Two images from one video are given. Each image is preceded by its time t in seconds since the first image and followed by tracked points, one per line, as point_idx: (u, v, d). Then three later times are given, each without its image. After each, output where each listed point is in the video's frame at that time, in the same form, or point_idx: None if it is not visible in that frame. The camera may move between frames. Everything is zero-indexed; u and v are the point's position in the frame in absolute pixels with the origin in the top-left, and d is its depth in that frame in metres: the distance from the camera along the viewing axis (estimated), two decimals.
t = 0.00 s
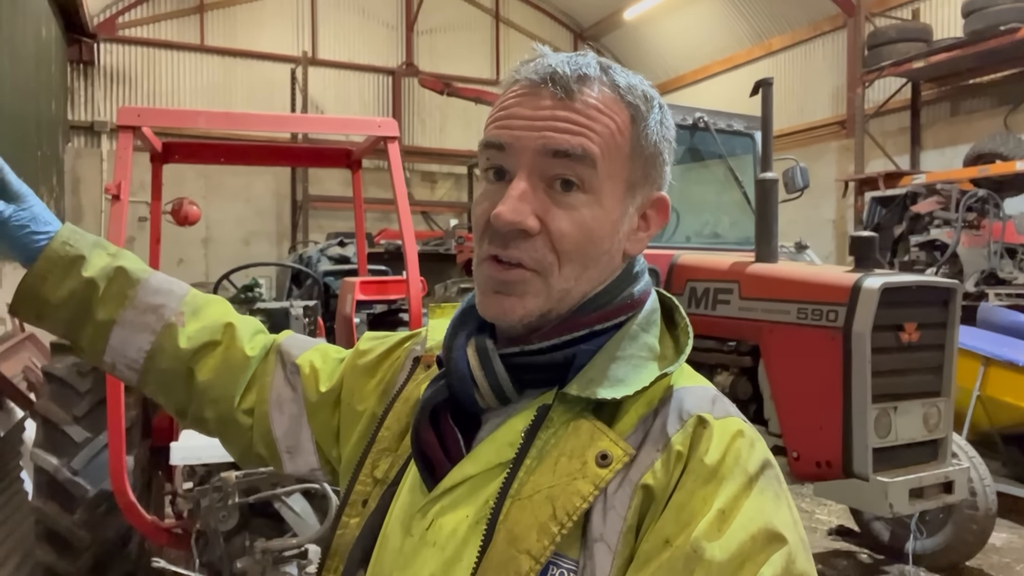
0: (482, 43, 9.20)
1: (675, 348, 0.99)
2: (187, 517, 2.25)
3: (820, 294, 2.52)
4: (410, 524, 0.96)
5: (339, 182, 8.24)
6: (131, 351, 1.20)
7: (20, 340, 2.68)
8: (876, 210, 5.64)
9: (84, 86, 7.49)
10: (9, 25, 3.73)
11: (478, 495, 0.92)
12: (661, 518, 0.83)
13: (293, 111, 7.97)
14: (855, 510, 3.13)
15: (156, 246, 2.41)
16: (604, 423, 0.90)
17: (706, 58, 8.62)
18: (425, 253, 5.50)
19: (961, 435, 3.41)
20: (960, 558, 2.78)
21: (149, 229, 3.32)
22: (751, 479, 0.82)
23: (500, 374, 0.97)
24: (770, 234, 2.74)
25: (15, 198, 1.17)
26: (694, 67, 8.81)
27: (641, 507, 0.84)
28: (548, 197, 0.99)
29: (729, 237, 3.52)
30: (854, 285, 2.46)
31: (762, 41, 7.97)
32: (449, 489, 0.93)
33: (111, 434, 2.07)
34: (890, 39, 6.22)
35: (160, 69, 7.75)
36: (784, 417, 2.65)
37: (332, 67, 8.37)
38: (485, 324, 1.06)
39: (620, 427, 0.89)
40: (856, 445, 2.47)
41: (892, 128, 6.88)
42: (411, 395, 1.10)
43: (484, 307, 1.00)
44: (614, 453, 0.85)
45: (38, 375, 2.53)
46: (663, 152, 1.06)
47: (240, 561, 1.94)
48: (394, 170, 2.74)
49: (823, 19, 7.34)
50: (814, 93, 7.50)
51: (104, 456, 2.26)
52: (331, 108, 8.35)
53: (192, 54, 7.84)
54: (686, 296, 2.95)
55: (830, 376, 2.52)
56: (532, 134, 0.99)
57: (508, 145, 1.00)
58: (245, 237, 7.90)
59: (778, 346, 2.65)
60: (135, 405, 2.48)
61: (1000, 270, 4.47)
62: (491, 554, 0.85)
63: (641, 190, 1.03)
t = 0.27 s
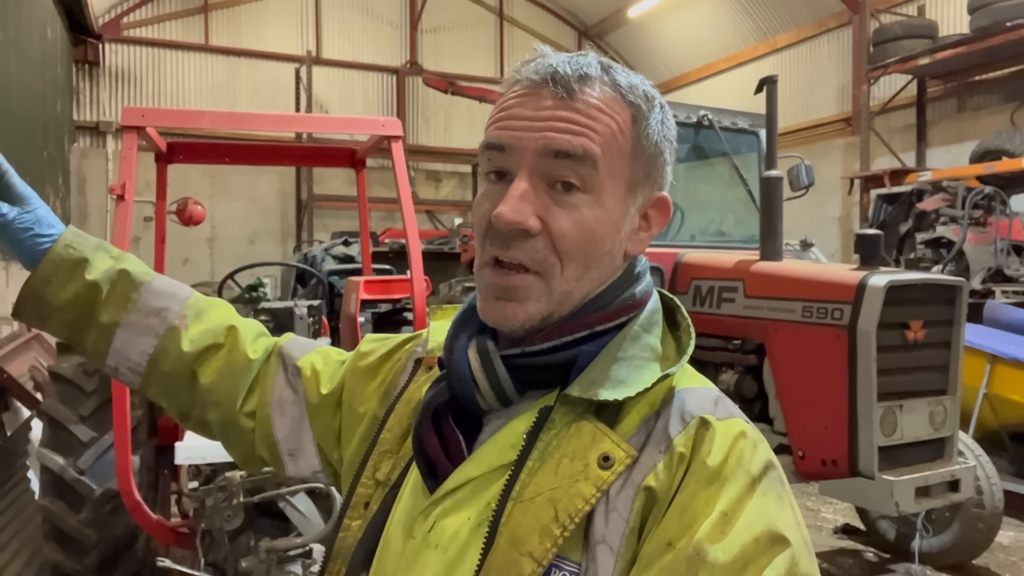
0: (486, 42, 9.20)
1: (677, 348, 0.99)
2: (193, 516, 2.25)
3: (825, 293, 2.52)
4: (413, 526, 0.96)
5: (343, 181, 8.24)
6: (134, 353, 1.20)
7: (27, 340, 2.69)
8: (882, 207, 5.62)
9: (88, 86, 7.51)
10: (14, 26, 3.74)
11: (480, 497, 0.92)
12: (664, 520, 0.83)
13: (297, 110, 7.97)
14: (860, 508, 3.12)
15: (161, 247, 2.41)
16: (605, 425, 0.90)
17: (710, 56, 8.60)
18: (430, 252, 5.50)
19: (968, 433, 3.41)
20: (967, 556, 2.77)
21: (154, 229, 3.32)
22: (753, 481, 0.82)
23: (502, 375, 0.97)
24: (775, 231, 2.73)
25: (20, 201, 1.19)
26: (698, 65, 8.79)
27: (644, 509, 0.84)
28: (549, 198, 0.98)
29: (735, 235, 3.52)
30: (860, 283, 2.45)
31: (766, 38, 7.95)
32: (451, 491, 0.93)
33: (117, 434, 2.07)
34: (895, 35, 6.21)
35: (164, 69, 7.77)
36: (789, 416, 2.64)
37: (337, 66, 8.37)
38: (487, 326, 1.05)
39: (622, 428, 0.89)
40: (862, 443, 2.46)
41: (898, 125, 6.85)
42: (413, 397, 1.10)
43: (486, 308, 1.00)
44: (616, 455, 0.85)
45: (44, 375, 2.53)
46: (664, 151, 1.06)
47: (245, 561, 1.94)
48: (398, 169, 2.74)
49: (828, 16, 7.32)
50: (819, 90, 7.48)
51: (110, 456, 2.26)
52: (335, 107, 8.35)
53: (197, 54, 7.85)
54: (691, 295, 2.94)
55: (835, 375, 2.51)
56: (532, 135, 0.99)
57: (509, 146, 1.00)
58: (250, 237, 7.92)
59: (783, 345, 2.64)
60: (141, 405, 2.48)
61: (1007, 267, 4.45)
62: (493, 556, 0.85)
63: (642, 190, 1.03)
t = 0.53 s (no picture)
0: (489, 42, 9.20)
1: (678, 348, 0.99)
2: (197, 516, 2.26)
3: (828, 292, 2.51)
4: (415, 527, 0.96)
5: (346, 181, 8.24)
6: (137, 354, 1.20)
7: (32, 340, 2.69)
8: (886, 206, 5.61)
9: (93, 87, 7.53)
10: (19, 27, 3.76)
11: (482, 498, 0.92)
12: (666, 521, 0.82)
13: (301, 111, 7.98)
14: (864, 508, 3.12)
15: (165, 247, 2.41)
16: (607, 425, 0.90)
17: (714, 55, 8.59)
18: (434, 252, 5.51)
19: (973, 432, 3.40)
20: (972, 556, 2.76)
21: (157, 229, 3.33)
22: (756, 481, 0.82)
23: (503, 376, 0.97)
24: (778, 231, 2.73)
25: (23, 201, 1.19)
26: (702, 64, 8.79)
27: (646, 510, 0.84)
28: (548, 197, 0.98)
29: (738, 234, 3.52)
30: (863, 282, 2.44)
31: (770, 37, 7.94)
32: (453, 492, 0.93)
33: (121, 433, 2.07)
34: (898, 34, 6.19)
35: (168, 70, 7.79)
36: (792, 416, 2.64)
37: (340, 67, 8.38)
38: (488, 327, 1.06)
39: (624, 428, 0.89)
40: (865, 442, 2.46)
41: (902, 123, 6.84)
42: (414, 398, 1.10)
43: (487, 309, 1.00)
44: (618, 455, 0.85)
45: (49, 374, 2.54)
46: (664, 150, 1.05)
47: (249, 560, 1.94)
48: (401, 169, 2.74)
49: (831, 15, 7.31)
50: (823, 89, 7.47)
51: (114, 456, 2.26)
52: (338, 108, 8.36)
53: (201, 55, 7.87)
54: (694, 294, 2.93)
55: (839, 375, 2.51)
56: (531, 134, 0.99)
57: (507, 146, 1.00)
58: (254, 237, 7.93)
59: (787, 344, 2.63)
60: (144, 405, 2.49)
61: (1012, 266, 4.44)
62: (495, 557, 0.84)
63: (642, 188, 1.03)
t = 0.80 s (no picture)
0: (490, 43, 9.21)
1: (678, 345, 0.99)
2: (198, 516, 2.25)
3: (830, 292, 2.51)
4: (415, 526, 0.96)
5: (347, 182, 8.25)
6: (147, 353, 1.18)
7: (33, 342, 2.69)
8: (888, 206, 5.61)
9: (94, 88, 7.53)
10: (20, 27, 3.75)
11: (483, 496, 0.92)
12: (667, 519, 0.82)
13: (302, 112, 7.99)
14: (867, 508, 3.11)
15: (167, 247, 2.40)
16: (608, 424, 0.90)
17: (715, 55, 8.59)
18: (435, 253, 5.51)
19: (975, 432, 3.39)
20: (974, 556, 2.76)
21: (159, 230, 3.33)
22: (758, 479, 0.82)
23: (504, 373, 0.96)
24: (780, 230, 2.72)
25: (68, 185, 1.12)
26: (703, 64, 8.79)
27: (647, 507, 0.84)
28: (545, 195, 0.98)
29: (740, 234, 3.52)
30: (865, 282, 2.44)
31: (771, 37, 7.95)
32: (454, 490, 0.93)
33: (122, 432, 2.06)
34: (900, 34, 6.19)
35: (169, 71, 7.79)
36: (795, 416, 2.64)
37: (341, 68, 8.39)
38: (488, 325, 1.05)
39: (625, 426, 0.89)
40: (868, 443, 2.45)
41: (903, 124, 6.84)
42: (415, 397, 1.10)
43: (485, 307, 0.99)
44: (619, 453, 0.85)
45: (50, 375, 2.53)
46: (662, 146, 1.05)
47: (251, 560, 1.94)
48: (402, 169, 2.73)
49: (832, 15, 7.32)
50: (824, 89, 7.47)
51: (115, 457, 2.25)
52: (339, 109, 8.36)
53: (202, 56, 7.87)
54: (696, 294, 2.94)
55: (841, 375, 2.50)
56: (528, 131, 0.99)
57: (504, 144, 1.00)
58: (255, 238, 7.94)
59: (789, 345, 2.63)
60: (146, 405, 2.48)
61: (1013, 266, 4.44)
62: (496, 556, 0.84)
63: (639, 184, 1.03)
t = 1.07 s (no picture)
0: (492, 46, 9.23)
1: (675, 342, 0.99)
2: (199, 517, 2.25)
3: (830, 293, 2.51)
4: (412, 523, 0.96)
5: (349, 185, 8.26)
6: (172, 348, 1.20)
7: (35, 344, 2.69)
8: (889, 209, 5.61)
9: (97, 92, 7.56)
10: (23, 31, 3.76)
11: (480, 493, 0.92)
12: (664, 515, 0.82)
13: (304, 115, 8.00)
14: (868, 512, 3.11)
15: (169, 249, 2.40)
16: (606, 420, 0.90)
17: (716, 59, 8.60)
18: (437, 256, 5.51)
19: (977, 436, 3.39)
20: (977, 559, 2.75)
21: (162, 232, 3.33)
22: (754, 474, 0.82)
23: (500, 370, 0.97)
24: (781, 233, 2.72)
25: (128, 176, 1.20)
26: (704, 68, 8.80)
27: (644, 504, 0.84)
28: (540, 191, 0.98)
29: (741, 238, 3.52)
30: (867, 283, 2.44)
31: (772, 41, 7.96)
32: (451, 486, 0.93)
33: (122, 432, 2.06)
34: (901, 37, 6.19)
35: (172, 74, 7.81)
36: (796, 418, 2.64)
37: (343, 71, 8.40)
38: (485, 322, 1.05)
39: (622, 422, 0.89)
40: (869, 445, 2.45)
41: (905, 127, 6.84)
42: (412, 394, 1.10)
43: (482, 302, 1.00)
44: (617, 449, 0.85)
45: (52, 377, 2.53)
46: (657, 143, 1.06)
47: (252, 561, 1.94)
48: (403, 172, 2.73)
49: (833, 18, 7.33)
50: (826, 92, 7.47)
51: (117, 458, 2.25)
52: (341, 112, 8.37)
53: (205, 59, 7.90)
54: (697, 296, 2.94)
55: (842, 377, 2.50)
56: (523, 128, 0.99)
57: (500, 141, 1.00)
58: (257, 241, 7.95)
59: (790, 347, 2.63)
60: (148, 407, 2.48)
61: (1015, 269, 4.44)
62: (493, 551, 0.84)
63: (634, 181, 1.03)
